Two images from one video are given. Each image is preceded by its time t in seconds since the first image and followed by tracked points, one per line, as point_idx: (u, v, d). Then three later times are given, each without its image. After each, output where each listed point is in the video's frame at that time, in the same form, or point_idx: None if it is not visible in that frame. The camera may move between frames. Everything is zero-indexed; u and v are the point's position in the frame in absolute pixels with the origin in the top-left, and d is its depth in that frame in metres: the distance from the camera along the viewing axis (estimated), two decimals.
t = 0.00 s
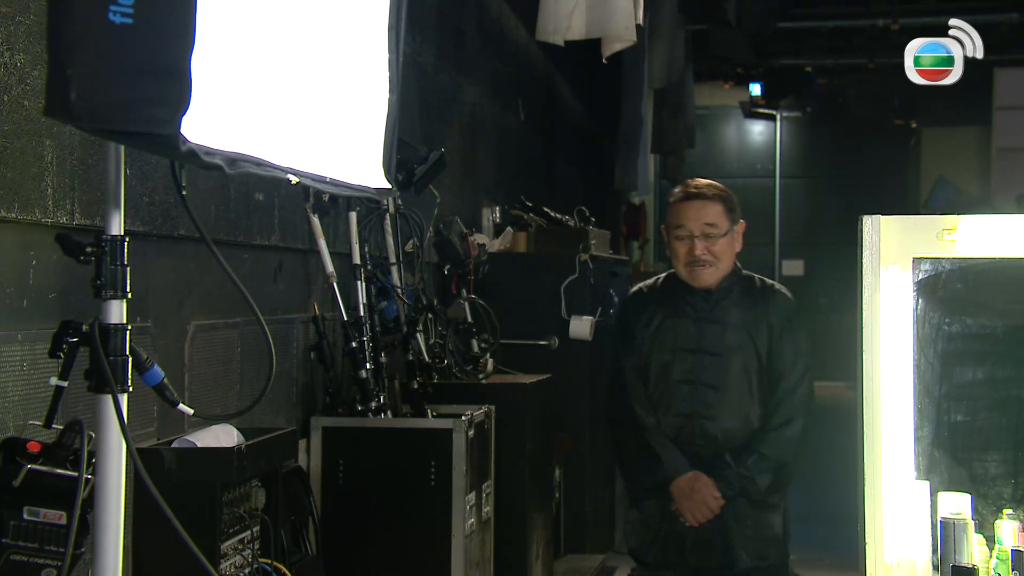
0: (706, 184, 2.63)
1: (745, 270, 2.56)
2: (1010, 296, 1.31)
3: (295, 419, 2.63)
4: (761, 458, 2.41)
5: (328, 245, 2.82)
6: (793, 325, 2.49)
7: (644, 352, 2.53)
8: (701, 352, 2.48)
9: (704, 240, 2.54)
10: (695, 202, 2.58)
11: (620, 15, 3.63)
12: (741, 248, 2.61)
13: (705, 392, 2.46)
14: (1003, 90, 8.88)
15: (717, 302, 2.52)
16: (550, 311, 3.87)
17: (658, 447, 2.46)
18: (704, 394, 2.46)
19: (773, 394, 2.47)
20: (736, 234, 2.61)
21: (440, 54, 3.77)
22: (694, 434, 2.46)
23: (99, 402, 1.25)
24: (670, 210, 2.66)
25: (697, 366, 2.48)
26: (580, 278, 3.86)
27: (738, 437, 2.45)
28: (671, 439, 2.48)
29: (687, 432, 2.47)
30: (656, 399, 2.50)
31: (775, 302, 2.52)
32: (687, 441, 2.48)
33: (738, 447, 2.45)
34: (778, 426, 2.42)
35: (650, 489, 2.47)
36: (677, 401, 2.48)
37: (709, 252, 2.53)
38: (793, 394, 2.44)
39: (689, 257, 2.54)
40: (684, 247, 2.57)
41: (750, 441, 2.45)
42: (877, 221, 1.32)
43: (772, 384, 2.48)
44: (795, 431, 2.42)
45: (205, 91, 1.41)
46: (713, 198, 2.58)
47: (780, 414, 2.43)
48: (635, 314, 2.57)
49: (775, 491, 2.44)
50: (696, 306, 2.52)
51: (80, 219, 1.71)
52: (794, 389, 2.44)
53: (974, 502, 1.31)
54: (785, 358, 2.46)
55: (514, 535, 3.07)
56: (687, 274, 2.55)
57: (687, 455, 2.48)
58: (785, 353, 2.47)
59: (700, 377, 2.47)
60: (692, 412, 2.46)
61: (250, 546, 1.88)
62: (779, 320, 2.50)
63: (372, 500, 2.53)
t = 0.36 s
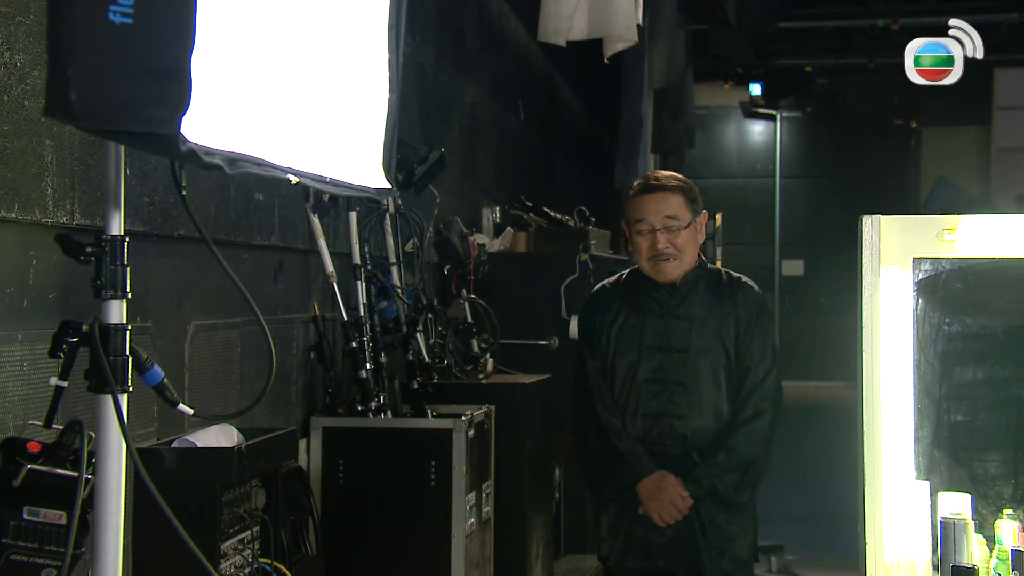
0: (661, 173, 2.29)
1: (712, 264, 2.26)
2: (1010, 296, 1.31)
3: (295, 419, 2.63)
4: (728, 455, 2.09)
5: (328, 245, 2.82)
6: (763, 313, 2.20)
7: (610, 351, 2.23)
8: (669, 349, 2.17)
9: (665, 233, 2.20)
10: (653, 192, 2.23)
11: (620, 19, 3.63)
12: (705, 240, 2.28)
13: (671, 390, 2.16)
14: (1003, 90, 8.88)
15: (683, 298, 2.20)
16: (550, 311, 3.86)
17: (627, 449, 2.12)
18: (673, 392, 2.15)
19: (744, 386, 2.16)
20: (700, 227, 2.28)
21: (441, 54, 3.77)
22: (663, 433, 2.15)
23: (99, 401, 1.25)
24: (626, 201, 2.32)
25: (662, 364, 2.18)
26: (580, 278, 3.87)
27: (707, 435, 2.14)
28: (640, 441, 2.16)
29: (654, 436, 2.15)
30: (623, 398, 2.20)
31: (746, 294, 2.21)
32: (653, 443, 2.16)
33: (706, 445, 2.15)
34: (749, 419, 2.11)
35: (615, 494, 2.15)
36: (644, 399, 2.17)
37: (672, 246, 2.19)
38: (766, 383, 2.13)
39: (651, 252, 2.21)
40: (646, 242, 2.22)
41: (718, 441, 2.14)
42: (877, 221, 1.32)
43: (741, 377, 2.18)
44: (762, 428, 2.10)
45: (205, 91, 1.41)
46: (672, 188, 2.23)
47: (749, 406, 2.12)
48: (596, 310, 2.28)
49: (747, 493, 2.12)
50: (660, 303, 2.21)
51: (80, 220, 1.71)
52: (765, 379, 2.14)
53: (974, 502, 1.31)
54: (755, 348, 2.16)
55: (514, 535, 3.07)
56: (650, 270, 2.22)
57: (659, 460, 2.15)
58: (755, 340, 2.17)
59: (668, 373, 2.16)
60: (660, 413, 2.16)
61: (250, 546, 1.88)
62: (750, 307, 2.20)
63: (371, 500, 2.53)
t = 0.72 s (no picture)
0: (679, 175, 2.27)
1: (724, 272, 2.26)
2: (1010, 296, 1.31)
3: (295, 419, 2.63)
4: (732, 474, 2.07)
5: (328, 245, 2.82)
6: (774, 329, 2.17)
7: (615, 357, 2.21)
8: (674, 360, 2.16)
9: (679, 238, 2.19)
10: (669, 196, 2.22)
11: (622, 20, 3.63)
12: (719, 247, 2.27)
13: (676, 402, 2.14)
14: (1003, 90, 8.88)
15: (692, 306, 2.20)
16: (550, 311, 3.86)
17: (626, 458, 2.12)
18: (676, 405, 2.14)
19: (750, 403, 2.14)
20: (715, 233, 2.27)
21: (441, 54, 3.77)
22: (664, 446, 2.14)
23: (99, 401, 1.25)
24: (641, 201, 2.30)
25: (667, 374, 2.16)
26: (580, 278, 3.86)
27: (710, 451, 2.13)
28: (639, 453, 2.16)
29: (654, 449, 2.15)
30: (625, 407, 2.19)
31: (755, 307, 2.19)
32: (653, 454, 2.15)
33: (708, 461, 2.14)
34: (754, 438, 2.08)
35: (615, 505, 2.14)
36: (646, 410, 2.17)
37: (686, 253, 2.19)
38: (773, 400, 2.11)
39: (664, 257, 2.20)
40: (659, 246, 2.21)
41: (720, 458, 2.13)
42: (877, 221, 1.32)
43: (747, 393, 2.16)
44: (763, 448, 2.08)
45: (205, 91, 1.41)
46: (689, 192, 2.22)
47: (755, 424, 2.09)
48: (603, 316, 2.27)
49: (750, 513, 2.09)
50: (670, 311, 2.20)
51: (80, 220, 1.71)
52: (771, 397, 2.11)
53: (974, 502, 1.31)
54: (761, 363, 2.14)
55: (514, 535, 3.07)
56: (661, 276, 2.21)
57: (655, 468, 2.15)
58: (763, 356, 2.15)
59: (672, 385, 2.15)
60: (663, 425, 2.15)
61: (250, 546, 1.88)
62: (759, 322, 2.18)
63: (372, 500, 2.53)
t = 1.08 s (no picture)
0: (713, 165, 2.13)
1: (754, 268, 2.14)
2: (1010, 296, 1.31)
3: (295, 419, 2.63)
4: (747, 482, 1.99)
5: (328, 245, 2.82)
6: (799, 329, 2.05)
7: (637, 351, 2.10)
8: (693, 358, 2.05)
9: (707, 234, 2.06)
10: (699, 188, 2.08)
11: (622, 20, 3.62)
12: (750, 243, 2.14)
13: (693, 403, 2.03)
14: (1003, 91, 8.89)
15: (716, 304, 2.08)
16: (550, 311, 3.86)
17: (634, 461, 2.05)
18: (693, 406, 2.03)
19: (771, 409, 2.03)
20: (747, 228, 2.14)
21: (441, 54, 3.77)
22: (678, 448, 2.03)
23: (100, 401, 1.25)
24: (670, 190, 2.17)
25: (686, 373, 2.05)
26: (580, 278, 3.86)
27: (726, 455, 2.01)
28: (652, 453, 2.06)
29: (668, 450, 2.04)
30: (642, 405, 2.09)
31: (780, 307, 2.07)
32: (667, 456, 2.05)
33: (725, 466, 2.02)
34: (772, 445, 1.99)
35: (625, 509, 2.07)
36: (662, 409, 2.06)
37: (713, 249, 2.06)
38: (794, 407, 2.01)
39: (689, 252, 2.08)
40: (686, 241, 2.09)
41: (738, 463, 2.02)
42: (877, 221, 1.33)
43: (768, 397, 2.05)
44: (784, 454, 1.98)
45: (205, 91, 1.41)
46: (721, 184, 2.08)
47: (775, 431, 2.00)
48: (626, 308, 2.17)
49: (764, 524, 2.00)
50: (693, 309, 2.09)
51: (81, 220, 1.71)
52: (793, 402, 2.01)
53: (974, 502, 1.31)
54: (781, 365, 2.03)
55: (514, 535, 3.07)
56: (685, 271, 2.10)
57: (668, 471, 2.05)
58: (786, 359, 2.04)
59: (690, 385, 2.04)
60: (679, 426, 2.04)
61: (250, 546, 1.88)
62: (782, 322, 2.06)
63: (372, 500, 2.53)
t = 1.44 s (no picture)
0: (710, 165, 2.06)
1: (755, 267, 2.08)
2: (1010, 296, 1.31)
3: (295, 419, 2.63)
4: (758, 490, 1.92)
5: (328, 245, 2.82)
6: (805, 333, 2.00)
7: (638, 358, 2.04)
8: (698, 364, 2.00)
9: (708, 236, 2.00)
10: (699, 189, 2.01)
11: (622, 21, 3.62)
12: (750, 244, 2.08)
13: (699, 411, 1.98)
14: (1003, 91, 8.89)
15: (719, 307, 2.03)
16: (550, 311, 3.86)
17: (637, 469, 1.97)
18: (700, 413, 1.98)
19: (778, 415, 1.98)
20: (747, 228, 2.08)
21: (441, 54, 3.77)
22: (686, 457, 1.97)
23: (100, 401, 1.25)
24: (667, 191, 2.10)
25: (692, 380, 2.00)
26: (580, 278, 3.86)
27: (735, 463, 1.97)
28: (659, 463, 1.99)
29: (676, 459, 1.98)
30: (646, 414, 2.03)
31: (785, 309, 2.02)
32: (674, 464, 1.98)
33: (733, 475, 1.97)
34: (781, 452, 1.93)
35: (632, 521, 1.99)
36: (668, 418, 2.00)
37: (715, 252, 2.00)
38: (802, 413, 1.95)
39: (690, 256, 2.01)
40: (686, 244, 2.02)
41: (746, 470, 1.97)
42: (877, 222, 1.33)
43: (775, 403, 1.99)
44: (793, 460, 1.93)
45: (205, 91, 1.41)
46: (721, 185, 2.01)
47: (784, 438, 1.94)
48: (623, 310, 2.11)
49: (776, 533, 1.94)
50: (695, 313, 2.03)
51: (80, 220, 1.71)
52: (802, 408, 1.95)
53: (974, 502, 1.31)
54: (789, 369, 1.98)
55: (514, 536, 3.06)
56: (686, 274, 2.03)
57: (675, 480, 1.99)
58: (793, 364, 1.98)
59: (696, 392, 1.99)
60: (686, 434, 1.98)
61: (250, 546, 1.88)
62: (788, 326, 2.01)
63: (372, 501, 2.53)
